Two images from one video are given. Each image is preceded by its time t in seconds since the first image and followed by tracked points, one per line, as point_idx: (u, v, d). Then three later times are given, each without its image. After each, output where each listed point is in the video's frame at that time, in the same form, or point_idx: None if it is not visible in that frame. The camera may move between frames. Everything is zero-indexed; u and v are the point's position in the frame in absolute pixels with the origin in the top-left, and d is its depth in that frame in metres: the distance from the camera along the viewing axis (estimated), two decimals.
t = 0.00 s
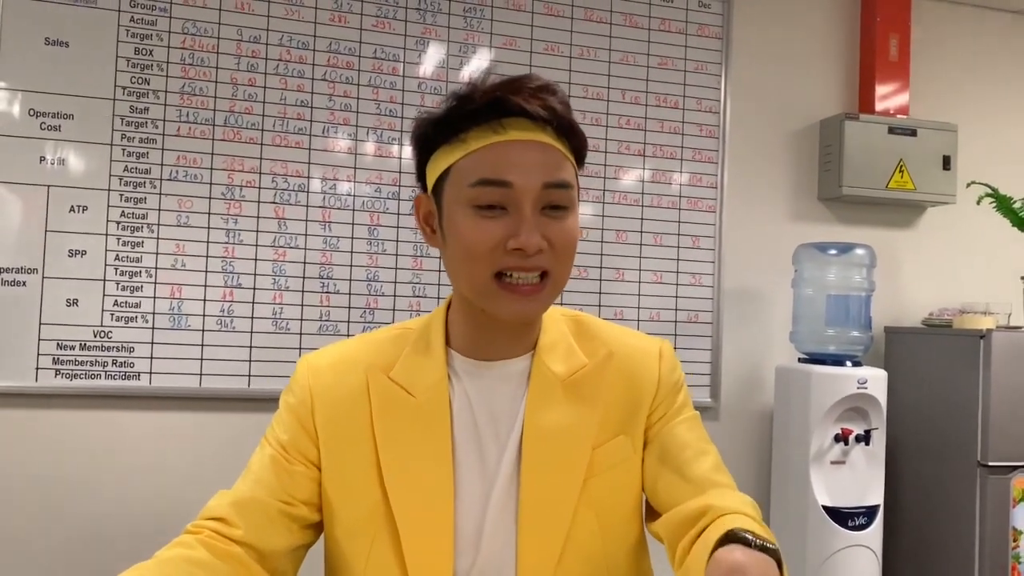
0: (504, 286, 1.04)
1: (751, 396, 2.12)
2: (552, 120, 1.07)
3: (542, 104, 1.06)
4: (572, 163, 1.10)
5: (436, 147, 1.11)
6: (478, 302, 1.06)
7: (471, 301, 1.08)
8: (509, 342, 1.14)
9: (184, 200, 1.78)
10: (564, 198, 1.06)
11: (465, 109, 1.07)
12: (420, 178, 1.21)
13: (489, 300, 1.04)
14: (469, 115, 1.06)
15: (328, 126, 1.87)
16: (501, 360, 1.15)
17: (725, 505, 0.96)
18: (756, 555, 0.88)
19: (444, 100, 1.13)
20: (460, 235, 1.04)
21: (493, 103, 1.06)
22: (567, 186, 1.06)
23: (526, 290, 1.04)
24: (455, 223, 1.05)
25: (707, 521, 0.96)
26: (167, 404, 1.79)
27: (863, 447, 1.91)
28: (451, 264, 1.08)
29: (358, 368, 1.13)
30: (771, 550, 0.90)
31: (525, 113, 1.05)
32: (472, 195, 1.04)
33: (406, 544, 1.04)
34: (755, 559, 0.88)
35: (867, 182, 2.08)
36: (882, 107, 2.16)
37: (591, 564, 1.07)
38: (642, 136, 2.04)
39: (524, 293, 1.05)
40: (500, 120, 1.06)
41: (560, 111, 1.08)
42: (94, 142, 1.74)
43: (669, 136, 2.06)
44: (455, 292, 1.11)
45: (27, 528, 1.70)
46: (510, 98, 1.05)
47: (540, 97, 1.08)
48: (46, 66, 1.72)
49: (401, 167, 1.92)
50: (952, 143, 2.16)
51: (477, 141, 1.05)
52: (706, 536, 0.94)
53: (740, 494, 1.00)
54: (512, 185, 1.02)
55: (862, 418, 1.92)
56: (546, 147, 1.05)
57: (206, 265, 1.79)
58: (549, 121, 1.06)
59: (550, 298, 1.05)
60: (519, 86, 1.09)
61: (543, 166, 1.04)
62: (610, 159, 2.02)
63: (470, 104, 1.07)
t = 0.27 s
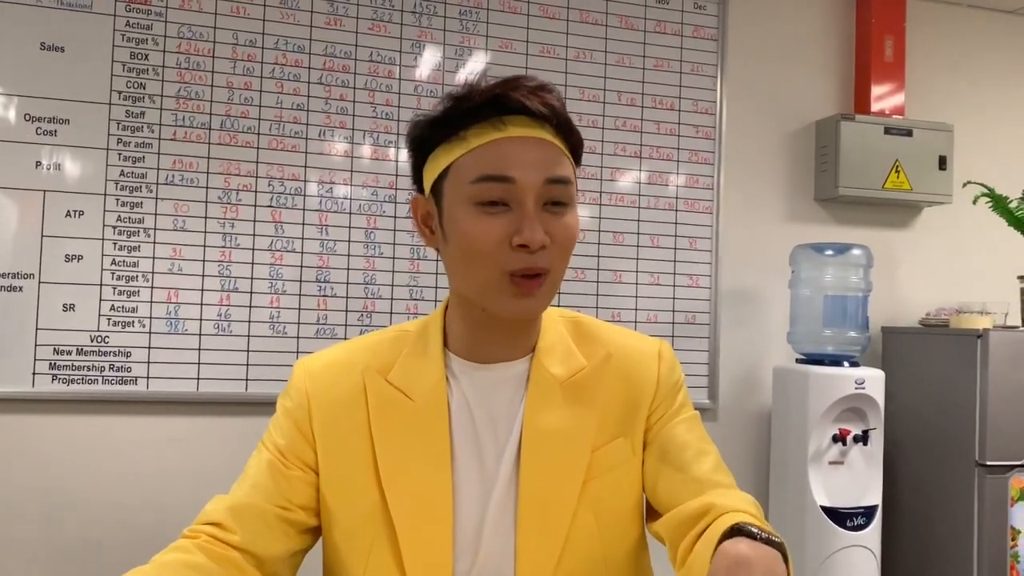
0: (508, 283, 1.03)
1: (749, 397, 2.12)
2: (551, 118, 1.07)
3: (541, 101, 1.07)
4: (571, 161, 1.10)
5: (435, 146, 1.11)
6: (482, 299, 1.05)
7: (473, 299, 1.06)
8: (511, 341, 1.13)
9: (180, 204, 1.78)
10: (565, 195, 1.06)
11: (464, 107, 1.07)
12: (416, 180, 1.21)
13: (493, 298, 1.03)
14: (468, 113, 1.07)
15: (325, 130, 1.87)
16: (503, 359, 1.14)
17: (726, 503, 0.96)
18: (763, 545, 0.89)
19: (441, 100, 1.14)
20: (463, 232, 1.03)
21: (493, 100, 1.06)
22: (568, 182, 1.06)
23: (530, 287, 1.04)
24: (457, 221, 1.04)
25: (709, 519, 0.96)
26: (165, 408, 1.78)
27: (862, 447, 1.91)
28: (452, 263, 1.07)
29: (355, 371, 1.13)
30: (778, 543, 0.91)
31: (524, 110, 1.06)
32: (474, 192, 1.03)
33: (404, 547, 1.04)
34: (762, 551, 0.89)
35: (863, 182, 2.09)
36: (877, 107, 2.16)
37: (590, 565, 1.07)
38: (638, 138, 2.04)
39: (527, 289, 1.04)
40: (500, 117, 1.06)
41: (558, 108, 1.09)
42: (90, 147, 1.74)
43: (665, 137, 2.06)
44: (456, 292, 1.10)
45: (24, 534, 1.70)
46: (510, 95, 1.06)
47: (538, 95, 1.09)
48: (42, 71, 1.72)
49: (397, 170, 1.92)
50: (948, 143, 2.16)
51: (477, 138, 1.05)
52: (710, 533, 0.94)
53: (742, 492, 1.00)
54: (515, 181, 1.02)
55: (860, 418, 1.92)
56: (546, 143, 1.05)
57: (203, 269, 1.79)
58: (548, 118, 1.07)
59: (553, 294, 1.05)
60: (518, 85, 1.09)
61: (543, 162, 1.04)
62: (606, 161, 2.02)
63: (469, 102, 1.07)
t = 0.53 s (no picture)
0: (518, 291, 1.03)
1: (749, 397, 2.12)
2: (562, 123, 1.08)
3: (553, 106, 1.07)
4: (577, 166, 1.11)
5: (443, 149, 1.10)
6: (492, 307, 1.05)
7: (482, 307, 1.06)
8: (515, 347, 1.13)
9: (179, 205, 1.78)
10: (574, 203, 1.06)
11: (477, 112, 1.06)
12: (419, 183, 1.20)
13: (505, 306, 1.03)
14: (481, 117, 1.06)
15: (324, 130, 1.87)
16: (505, 363, 1.14)
17: (728, 511, 0.96)
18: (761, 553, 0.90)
19: (447, 100, 1.12)
20: (474, 239, 1.03)
21: (506, 105, 1.06)
22: (577, 190, 1.06)
23: (541, 296, 1.04)
24: (468, 227, 1.04)
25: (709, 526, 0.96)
26: (164, 410, 1.78)
27: (861, 447, 1.91)
28: (461, 269, 1.07)
29: (356, 373, 1.13)
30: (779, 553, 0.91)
31: (538, 116, 1.06)
32: (486, 199, 1.03)
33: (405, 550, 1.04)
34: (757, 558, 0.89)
35: (862, 182, 2.09)
36: (876, 107, 2.16)
37: (591, 567, 1.07)
38: (637, 138, 2.04)
39: (537, 297, 1.04)
40: (513, 121, 1.06)
41: (569, 114, 1.09)
42: (89, 148, 1.74)
43: (664, 137, 2.06)
44: (463, 297, 1.10)
45: (24, 536, 1.70)
46: (524, 100, 1.06)
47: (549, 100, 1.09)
48: (41, 73, 1.72)
49: (397, 170, 1.92)
50: (947, 143, 2.16)
51: (490, 143, 1.05)
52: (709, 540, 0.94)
53: (743, 499, 1.00)
54: (528, 189, 1.02)
55: (859, 418, 1.92)
56: (558, 150, 1.05)
57: (202, 270, 1.79)
58: (560, 125, 1.07)
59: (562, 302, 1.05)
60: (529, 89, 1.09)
61: (555, 170, 1.04)
62: (606, 161, 2.02)
63: (482, 106, 1.06)
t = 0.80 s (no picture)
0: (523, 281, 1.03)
1: (750, 396, 2.12)
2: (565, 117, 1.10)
3: (558, 100, 1.09)
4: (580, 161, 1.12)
5: (447, 142, 1.11)
6: (496, 298, 1.04)
7: (486, 299, 1.06)
8: (517, 343, 1.12)
9: (180, 204, 1.78)
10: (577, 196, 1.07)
11: (482, 103, 1.07)
12: (420, 181, 1.20)
13: (509, 297, 1.03)
14: (486, 108, 1.07)
15: (324, 129, 1.87)
16: (506, 360, 1.14)
17: (730, 510, 0.97)
18: (764, 549, 0.90)
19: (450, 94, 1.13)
20: (480, 229, 1.03)
21: (512, 97, 1.07)
22: (581, 183, 1.07)
23: (546, 287, 1.03)
24: (473, 217, 1.04)
25: (711, 527, 0.96)
26: (164, 408, 1.78)
27: (862, 446, 1.91)
28: (465, 260, 1.06)
29: (356, 372, 1.13)
30: (782, 546, 0.91)
31: (542, 108, 1.07)
32: (491, 190, 1.03)
33: (405, 549, 1.04)
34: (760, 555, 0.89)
35: (863, 181, 2.08)
36: (877, 106, 2.16)
37: (591, 568, 1.07)
38: (638, 137, 2.04)
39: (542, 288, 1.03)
40: (518, 113, 1.07)
41: (572, 108, 1.11)
42: (89, 147, 1.74)
43: (665, 136, 2.06)
44: (465, 291, 1.09)
45: (24, 535, 1.70)
46: (528, 93, 1.07)
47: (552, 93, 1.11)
48: (41, 71, 1.72)
49: (397, 169, 1.92)
50: (948, 142, 2.16)
51: (496, 134, 1.06)
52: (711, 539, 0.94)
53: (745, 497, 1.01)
54: (533, 179, 1.02)
55: (860, 417, 1.92)
56: (562, 143, 1.06)
57: (202, 269, 1.79)
58: (563, 118, 1.09)
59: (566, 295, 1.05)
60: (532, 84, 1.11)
61: (560, 162, 1.05)
62: (606, 160, 2.02)
63: (487, 98, 1.07)
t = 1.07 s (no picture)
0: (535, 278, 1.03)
1: (748, 395, 2.12)
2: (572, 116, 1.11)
3: (564, 97, 1.10)
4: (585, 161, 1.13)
5: (455, 141, 1.10)
6: (506, 296, 1.04)
7: (495, 297, 1.06)
8: (522, 342, 1.13)
9: (179, 202, 1.78)
10: (585, 194, 1.08)
11: (491, 102, 1.07)
12: (424, 184, 1.20)
13: (520, 295, 1.03)
14: (495, 107, 1.07)
15: (323, 128, 1.87)
16: (511, 359, 1.15)
17: (732, 510, 0.97)
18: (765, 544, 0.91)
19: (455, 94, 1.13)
20: (492, 226, 1.03)
21: (519, 96, 1.08)
22: (589, 182, 1.08)
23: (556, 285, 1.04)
24: (486, 215, 1.04)
25: (713, 527, 0.96)
26: (163, 407, 1.78)
27: (860, 445, 1.91)
28: (476, 258, 1.06)
29: (357, 371, 1.13)
30: (782, 540, 0.93)
31: (551, 107, 1.08)
32: (504, 187, 1.04)
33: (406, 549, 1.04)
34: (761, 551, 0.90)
35: (861, 180, 2.09)
36: (876, 104, 2.16)
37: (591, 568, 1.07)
38: (637, 136, 2.04)
39: (552, 286, 1.04)
40: (526, 112, 1.07)
41: (577, 107, 1.12)
42: (88, 145, 1.74)
43: (664, 135, 2.06)
44: (472, 290, 1.10)
45: (23, 533, 1.70)
46: (537, 91, 1.08)
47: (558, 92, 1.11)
48: (39, 70, 1.72)
49: (396, 168, 1.92)
50: (946, 141, 2.16)
51: (506, 132, 1.06)
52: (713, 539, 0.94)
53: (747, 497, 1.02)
54: (545, 178, 1.03)
55: (858, 416, 1.92)
56: (571, 141, 1.07)
57: (201, 267, 1.79)
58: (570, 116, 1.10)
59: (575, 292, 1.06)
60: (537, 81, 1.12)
61: (570, 161, 1.06)
62: (605, 159, 2.02)
63: (496, 97, 1.08)
